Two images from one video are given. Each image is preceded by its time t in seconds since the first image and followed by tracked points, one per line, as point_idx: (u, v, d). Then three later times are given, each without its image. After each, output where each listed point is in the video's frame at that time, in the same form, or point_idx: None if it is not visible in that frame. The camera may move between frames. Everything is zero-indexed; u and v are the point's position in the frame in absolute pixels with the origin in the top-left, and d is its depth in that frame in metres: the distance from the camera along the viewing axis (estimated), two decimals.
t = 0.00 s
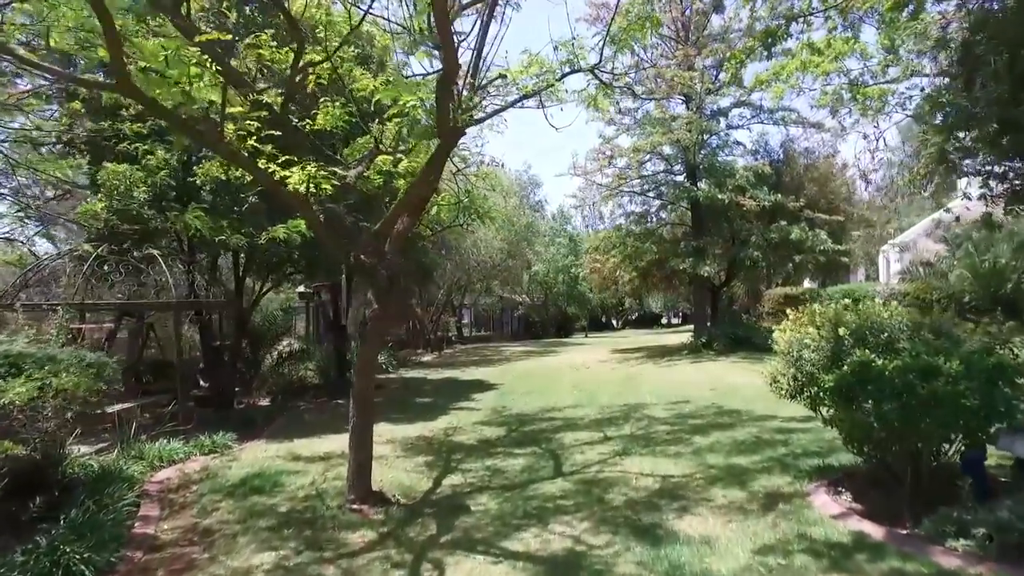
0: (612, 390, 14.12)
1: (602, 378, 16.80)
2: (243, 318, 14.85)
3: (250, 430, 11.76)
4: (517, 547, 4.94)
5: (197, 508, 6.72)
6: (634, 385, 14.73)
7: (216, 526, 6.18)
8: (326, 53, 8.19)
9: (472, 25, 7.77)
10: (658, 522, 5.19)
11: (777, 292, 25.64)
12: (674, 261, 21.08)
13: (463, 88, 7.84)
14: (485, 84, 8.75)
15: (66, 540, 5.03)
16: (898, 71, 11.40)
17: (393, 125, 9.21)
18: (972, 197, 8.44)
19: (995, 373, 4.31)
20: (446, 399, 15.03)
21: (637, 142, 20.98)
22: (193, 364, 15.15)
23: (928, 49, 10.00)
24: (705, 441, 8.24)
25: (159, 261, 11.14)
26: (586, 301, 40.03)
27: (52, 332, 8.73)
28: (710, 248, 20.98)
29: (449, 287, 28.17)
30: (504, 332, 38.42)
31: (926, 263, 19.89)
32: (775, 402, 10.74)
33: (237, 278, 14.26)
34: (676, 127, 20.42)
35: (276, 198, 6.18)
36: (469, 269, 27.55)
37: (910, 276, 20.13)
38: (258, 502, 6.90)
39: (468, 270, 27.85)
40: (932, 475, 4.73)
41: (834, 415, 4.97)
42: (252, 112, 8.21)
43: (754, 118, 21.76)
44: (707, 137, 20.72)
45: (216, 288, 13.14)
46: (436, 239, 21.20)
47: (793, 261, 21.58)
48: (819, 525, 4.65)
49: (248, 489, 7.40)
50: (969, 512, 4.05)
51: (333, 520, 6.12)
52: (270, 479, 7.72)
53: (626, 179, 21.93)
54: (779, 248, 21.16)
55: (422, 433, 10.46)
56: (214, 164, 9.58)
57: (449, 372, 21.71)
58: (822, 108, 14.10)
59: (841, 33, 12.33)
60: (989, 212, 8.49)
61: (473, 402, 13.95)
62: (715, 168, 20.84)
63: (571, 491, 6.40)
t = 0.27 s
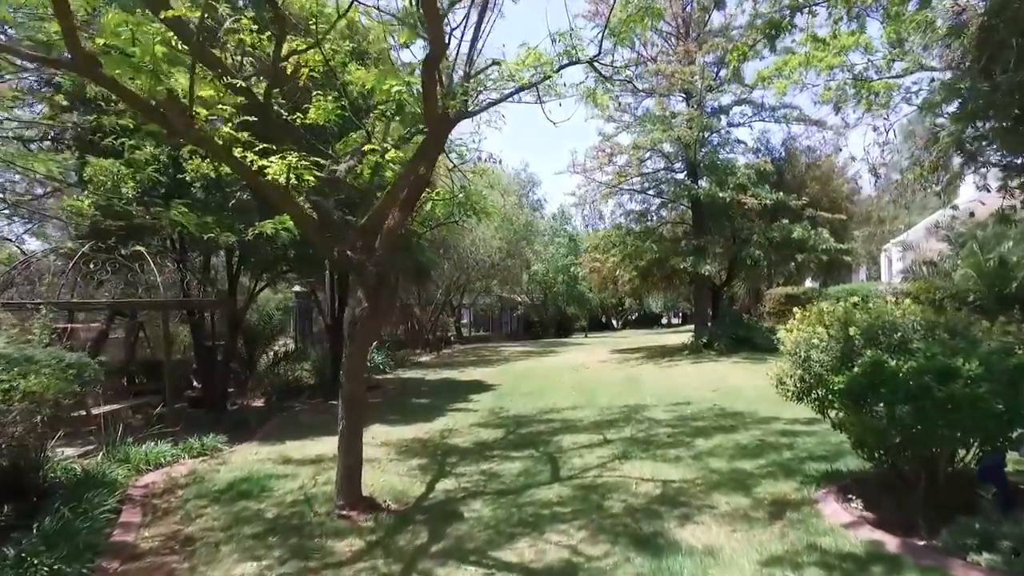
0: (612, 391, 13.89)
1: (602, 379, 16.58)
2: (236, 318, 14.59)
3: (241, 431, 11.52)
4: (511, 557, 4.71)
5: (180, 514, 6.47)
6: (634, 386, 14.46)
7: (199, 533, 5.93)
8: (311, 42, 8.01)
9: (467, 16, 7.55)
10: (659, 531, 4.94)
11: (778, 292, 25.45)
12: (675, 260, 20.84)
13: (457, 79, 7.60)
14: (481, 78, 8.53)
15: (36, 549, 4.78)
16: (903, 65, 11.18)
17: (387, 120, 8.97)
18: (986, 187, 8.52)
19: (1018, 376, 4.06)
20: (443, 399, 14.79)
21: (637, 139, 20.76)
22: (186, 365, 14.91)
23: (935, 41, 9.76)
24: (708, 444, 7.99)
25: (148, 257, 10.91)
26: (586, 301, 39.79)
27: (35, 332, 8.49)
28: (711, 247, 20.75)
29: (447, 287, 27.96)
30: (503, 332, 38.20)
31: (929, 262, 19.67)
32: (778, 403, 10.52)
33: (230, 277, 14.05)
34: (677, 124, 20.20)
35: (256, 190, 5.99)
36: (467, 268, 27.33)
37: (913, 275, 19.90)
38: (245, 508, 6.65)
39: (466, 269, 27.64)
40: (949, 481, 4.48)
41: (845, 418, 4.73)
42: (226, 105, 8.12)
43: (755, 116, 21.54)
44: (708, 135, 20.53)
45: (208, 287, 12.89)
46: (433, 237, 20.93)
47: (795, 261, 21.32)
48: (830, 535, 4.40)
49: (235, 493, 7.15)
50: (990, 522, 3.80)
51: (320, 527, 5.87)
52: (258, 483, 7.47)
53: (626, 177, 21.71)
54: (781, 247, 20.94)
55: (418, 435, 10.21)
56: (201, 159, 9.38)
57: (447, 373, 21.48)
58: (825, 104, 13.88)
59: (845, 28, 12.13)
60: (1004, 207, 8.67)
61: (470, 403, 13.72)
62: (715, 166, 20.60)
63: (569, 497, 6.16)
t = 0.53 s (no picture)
0: (612, 393, 13.67)
1: (601, 380, 16.35)
2: (230, 318, 14.34)
3: (233, 434, 11.29)
4: (504, 569, 4.48)
5: (164, 520, 6.24)
6: (635, 388, 14.21)
7: (183, 541, 5.70)
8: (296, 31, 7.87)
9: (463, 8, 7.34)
10: (661, 540, 4.72)
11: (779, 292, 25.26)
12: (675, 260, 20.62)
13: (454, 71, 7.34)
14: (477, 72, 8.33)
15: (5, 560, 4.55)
16: (909, 60, 10.98)
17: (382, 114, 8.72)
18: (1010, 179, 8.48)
19: None
20: (441, 401, 14.57)
21: (637, 138, 20.53)
22: (179, 366, 14.70)
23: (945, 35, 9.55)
24: (711, 448, 7.77)
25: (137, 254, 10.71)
26: (585, 301, 39.56)
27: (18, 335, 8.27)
28: (712, 247, 20.53)
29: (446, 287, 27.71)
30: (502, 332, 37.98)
31: (932, 262, 19.46)
32: (782, 405, 10.30)
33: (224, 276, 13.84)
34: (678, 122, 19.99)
35: (239, 182, 5.71)
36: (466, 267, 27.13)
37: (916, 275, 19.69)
38: (231, 513, 6.42)
39: (465, 269, 27.43)
40: (967, 490, 4.25)
41: (857, 423, 4.51)
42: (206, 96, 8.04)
43: (757, 114, 21.32)
44: (710, 133, 20.32)
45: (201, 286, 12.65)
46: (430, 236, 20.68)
47: (797, 261, 21.06)
48: (841, 547, 4.17)
49: (223, 499, 6.91)
50: (1012, 534, 3.57)
51: (308, 535, 5.65)
52: (247, 488, 7.24)
53: (626, 176, 21.48)
54: (782, 248, 20.72)
55: (413, 438, 9.98)
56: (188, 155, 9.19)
57: (445, 374, 21.23)
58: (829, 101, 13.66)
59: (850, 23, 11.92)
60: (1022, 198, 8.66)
61: (467, 405, 13.48)
62: (716, 165, 20.38)
63: (567, 504, 5.94)
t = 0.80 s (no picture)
0: (612, 394, 13.45)
1: (601, 381, 16.12)
2: (224, 317, 14.10)
3: (225, 437, 11.06)
4: None
5: (146, 528, 6.00)
6: (636, 389, 13.97)
7: (163, 550, 5.47)
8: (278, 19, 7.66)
9: None
10: (662, 552, 4.49)
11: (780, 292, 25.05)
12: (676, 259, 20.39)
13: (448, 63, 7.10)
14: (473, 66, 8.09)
15: None
16: (916, 55, 10.75)
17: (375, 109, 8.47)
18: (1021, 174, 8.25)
19: None
20: (437, 402, 14.34)
21: (637, 135, 20.30)
22: (172, 366, 14.48)
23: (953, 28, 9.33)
24: (714, 452, 7.53)
25: (125, 253, 10.52)
26: (585, 301, 39.33)
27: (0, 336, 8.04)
28: (713, 246, 20.31)
29: (444, 286, 27.49)
30: (501, 332, 37.77)
31: (935, 262, 19.23)
32: (785, 407, 10.07)
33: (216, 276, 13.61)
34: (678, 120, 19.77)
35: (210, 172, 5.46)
36: (464, 266, 26.92)
37: (919, 275, 19.45)
38: (216, 520, 6.18)
39: (464, 269, 27.21)
40: (987, 500, 4.03)
41: (871, 428, 4.28)
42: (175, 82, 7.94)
43: (758, 111, 21.10)
44: (710, 131, 20.09)
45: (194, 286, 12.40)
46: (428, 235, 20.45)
47: (798, 261, 20.83)
48: (853, 561, 3.94)
49: (208, 505, 6.68)
50: None
51: (294, 545, 5.42)
52: (234, 494, 7.00)
53: (626, 174, 21.26)
54: (784, 247, 20.50)
55: (408, 441, 9.75)
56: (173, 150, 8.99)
57: (443, 374, 21.00)
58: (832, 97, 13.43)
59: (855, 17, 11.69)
60: None
61: (464, 406, 13.25)
62: (717, 163, 20.15)
63: (564, 512, 5.70)
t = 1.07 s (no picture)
0: (611, 395, 13.20)
1: (600, 382, 15.88)
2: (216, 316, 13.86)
3: (215, 439, 10.82)
4: None
5: (125, 535, 5.75)
6: (635, 391, 13.71)
7: (141, 559, 5.23)
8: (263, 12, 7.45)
9: None
10: (662, 564, 4.26)
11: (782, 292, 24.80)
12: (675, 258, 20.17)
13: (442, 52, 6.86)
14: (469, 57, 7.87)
15: None
16: (922, 48, 10.52)
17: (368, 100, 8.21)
18: None
19: None
20: (433, 404, 14.09)
21: (637, 133, 20.09)
22: (164, 367, 14.26)
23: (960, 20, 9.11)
24: (716, 455, 7.29)
25: (112, 253, 10.29)
26: (585, 302, 39.08)
27: None
28: (713, 246, 20.08)
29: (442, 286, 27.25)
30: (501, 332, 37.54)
31: (937, 262, 19.00)
32: (789, 409, 9.83)
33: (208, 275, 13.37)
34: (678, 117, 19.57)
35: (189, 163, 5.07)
36: (464, 267, 26.75)
37: (921, 275, 19.22)
38: (199, 527, 5.95)
39: (463, 268, 26.98)
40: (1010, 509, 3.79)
41: (885, 436, 4.06)
42: (155, 71, 7.74)
43: (760, 109, 20.90)
44: (711, 129, 19.87)
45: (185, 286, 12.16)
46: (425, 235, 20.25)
47: (800, 260, 20.58)
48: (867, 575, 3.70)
49: (192, 511, 6.45)
50: None
51: (278, 554, 5.19)
52: (219, 499, 6.75)
53: (626, 172, 21.05)
54: (786, 246, 20.27)
55: (401, 444, 9.51)
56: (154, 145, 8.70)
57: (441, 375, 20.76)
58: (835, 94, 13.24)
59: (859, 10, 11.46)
60: None
61: (461, 408, 13.01)
62: (718, 161, 19.93)
63: (559, 519, 5.46)
